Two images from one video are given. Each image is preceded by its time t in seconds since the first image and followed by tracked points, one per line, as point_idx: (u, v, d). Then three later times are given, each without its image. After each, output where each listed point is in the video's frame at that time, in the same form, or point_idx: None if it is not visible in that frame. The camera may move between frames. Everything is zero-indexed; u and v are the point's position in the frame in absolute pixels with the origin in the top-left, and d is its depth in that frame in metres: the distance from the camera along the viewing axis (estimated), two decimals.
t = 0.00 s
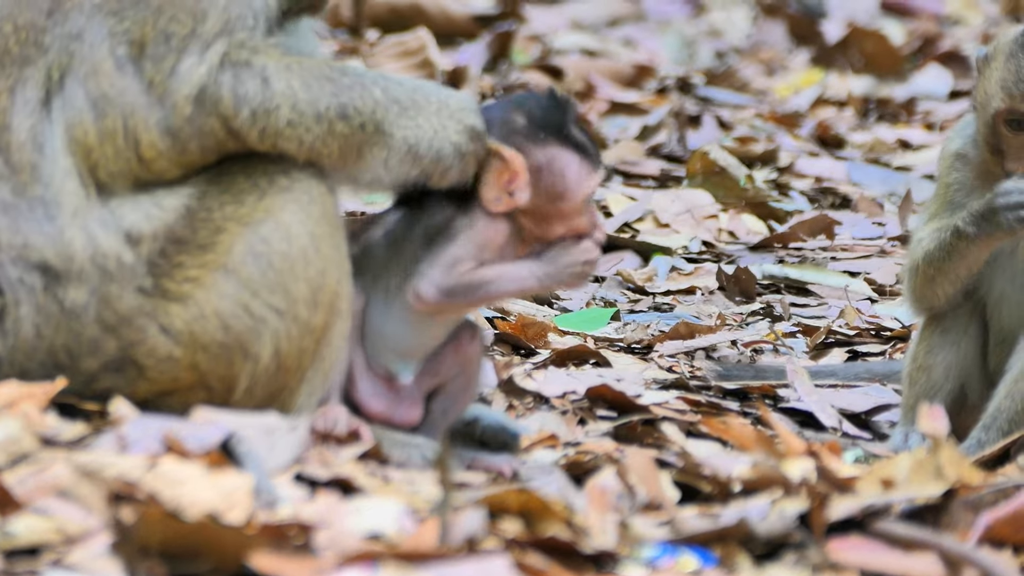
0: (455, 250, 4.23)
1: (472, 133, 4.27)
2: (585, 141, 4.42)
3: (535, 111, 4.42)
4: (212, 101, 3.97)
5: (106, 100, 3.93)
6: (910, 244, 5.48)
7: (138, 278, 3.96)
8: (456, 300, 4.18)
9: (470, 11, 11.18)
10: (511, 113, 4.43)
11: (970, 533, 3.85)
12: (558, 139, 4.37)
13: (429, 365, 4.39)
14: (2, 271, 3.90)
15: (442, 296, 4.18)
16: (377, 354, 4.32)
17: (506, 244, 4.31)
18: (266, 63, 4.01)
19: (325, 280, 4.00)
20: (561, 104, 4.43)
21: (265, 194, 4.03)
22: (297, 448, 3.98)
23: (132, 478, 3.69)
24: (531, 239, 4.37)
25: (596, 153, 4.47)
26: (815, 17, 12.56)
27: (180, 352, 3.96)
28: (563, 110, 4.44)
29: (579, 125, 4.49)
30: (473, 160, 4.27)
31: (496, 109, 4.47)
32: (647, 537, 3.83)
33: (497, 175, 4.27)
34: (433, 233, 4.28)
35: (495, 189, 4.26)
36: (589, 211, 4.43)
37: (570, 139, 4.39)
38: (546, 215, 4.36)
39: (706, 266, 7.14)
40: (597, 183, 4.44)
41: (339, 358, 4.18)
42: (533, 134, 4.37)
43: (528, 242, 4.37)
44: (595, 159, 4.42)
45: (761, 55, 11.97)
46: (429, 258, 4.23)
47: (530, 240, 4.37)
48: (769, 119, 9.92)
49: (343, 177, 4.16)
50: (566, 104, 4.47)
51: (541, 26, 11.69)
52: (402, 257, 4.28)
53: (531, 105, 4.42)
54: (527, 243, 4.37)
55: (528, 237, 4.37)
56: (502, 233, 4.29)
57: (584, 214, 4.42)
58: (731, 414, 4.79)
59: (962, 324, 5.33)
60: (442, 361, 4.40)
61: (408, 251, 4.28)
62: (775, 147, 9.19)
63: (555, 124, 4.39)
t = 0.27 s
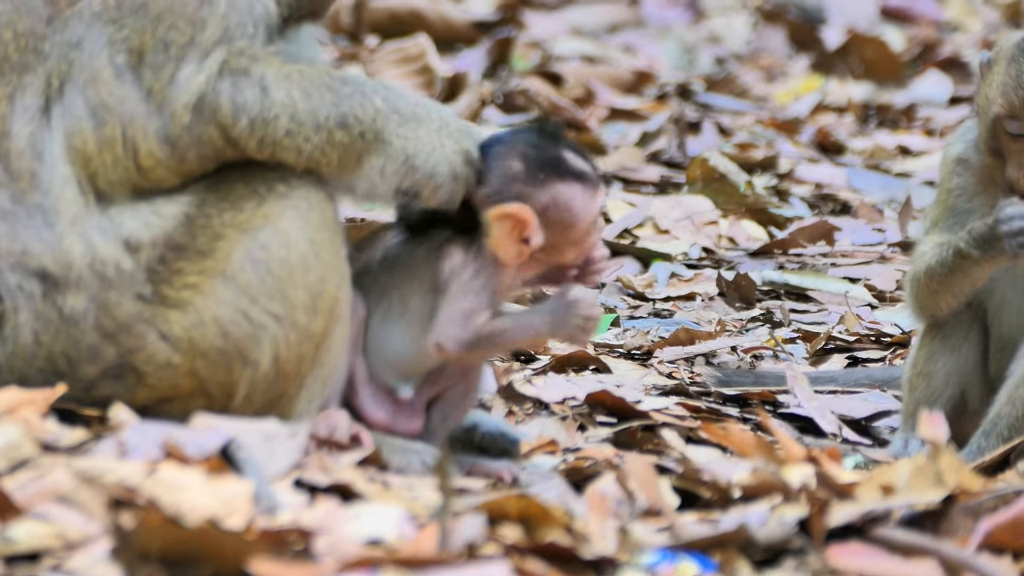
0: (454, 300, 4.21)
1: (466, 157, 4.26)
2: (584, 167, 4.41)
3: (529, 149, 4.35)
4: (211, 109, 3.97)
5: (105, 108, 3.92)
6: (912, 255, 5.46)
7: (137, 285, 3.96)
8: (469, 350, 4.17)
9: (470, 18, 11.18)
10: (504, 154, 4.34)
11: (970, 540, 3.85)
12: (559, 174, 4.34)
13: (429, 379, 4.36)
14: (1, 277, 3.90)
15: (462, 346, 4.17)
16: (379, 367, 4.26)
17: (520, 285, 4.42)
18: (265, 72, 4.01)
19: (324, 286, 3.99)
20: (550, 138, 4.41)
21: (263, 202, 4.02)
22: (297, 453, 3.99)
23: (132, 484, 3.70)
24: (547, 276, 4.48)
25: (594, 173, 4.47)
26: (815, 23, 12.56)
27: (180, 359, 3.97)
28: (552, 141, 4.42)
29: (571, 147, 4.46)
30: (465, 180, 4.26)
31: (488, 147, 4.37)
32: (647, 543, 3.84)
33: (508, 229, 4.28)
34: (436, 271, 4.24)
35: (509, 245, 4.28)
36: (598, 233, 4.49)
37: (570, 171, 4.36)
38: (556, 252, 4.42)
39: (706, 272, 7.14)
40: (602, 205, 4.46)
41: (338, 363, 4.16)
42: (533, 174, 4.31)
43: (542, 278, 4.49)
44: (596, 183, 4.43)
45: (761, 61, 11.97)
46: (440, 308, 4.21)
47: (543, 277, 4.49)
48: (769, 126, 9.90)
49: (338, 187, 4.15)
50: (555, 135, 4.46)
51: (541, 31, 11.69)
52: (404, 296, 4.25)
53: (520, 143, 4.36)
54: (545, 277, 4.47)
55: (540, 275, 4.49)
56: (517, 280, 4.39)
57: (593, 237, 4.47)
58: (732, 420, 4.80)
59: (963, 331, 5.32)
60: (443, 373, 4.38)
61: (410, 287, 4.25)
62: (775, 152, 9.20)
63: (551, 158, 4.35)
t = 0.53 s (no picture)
0: (483, 385, 4.14)
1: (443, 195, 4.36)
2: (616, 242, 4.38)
3: (568, 230, 4.27)
4: (211, 121, 3.95)
5: (104, 121, 3.89)
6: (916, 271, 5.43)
7: (138, 296, 3.96)
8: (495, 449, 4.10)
9: (472, 26, 11.16)
10: (544, 238, 4.24)
11: (972, 545, 3.85)
12: (601, 257, 4.30)
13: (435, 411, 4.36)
14: (1, 289, 3.85)
15: (477, 438, 4.11)
16: (384, 395, 4.29)
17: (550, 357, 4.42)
18: (267, 84, 4.01)
19: (325, 294, 4.02)
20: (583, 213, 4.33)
21: (263, 211, 4.03)
22: (299, 461, 4.00)
23: (134, 492, 3.70)
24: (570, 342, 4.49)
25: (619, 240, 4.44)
26: (816, 30, 12.56)
27: (181, 369, 3.97)
28: (586, 216, 4.35)
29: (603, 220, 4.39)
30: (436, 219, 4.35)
31: (524, 226, 4.27)
32: (648, 550, 3.84)
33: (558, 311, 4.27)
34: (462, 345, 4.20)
35: (558, 328, 4.29)
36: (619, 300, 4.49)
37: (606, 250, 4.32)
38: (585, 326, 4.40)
39: (708, 280, 7.14)
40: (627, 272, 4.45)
41: (339, 372, 4.19)
42: (576, 259, 4.25)
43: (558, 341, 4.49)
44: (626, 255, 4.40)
45: (762, 68, 11.97)
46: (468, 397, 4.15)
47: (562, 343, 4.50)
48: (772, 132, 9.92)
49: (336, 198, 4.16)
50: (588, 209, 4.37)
51: (542, 37, 11.66)
52: (420, 356, 4.23)
53: (556, 223, 4.26)
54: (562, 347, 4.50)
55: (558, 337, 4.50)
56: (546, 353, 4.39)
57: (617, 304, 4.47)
58: (733, 426, 4.78)
59: (966, 338, 5.31)
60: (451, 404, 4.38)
61: (428, 349, 4.21)
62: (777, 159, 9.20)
63: (591, 240, 4.28)
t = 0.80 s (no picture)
0: (500, 394, 4.23)
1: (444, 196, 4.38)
2: (650, 267, 4.22)
3: (591, 232, 4.20)
4: (220, 128, 3.95)
5: (112, 129, 3.88)
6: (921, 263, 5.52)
7: (147, 302, 3.96)
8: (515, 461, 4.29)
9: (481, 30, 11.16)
10: (567, 231, 4.21)
11: (982, 548, 3.86)
12: (608, 268, 4.17)
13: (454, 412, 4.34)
14: (12, 295, 3.91)
15: (498, 449, 4.28)
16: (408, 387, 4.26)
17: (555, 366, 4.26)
18: (276, 91, 4.01)
19: (333, 298, 4.03)
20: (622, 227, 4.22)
21: (270, 216, 4.05)
22: (309, 464, 3.98)
23: (144, 496, 3.71)
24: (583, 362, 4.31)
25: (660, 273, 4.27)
26: (824, 34, 12.54)
27: (189, 374, 3.98)
28: (625, 232, 4.23)
29: (642, 243, 4.27)
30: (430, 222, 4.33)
31: (553, 220, 4.26)
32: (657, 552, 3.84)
33: (552, 302, 4.15)
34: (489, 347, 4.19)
35: (549, 321, 4.16)
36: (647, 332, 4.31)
37: (627, 264, 4.19)
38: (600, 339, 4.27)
39: (717, 283, 7.12)
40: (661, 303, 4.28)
41: (349, 377, 4.18)
42: (587, 259, 4.16)
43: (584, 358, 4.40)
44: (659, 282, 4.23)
45: (771, 70, 11.97)
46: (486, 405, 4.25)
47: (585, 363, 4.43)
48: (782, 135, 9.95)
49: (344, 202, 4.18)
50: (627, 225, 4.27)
51: (551, 41, 11.67)
52: (443, 359, 4.20)
53: (585, 224, 4.20)
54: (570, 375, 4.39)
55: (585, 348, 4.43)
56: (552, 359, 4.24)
57: (639, 333, 4.28)
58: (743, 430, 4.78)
59: (975, 339, 5.35)
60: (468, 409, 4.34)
61: (453, 352, 4.19)
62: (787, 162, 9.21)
63: (612, 247, 4.18)
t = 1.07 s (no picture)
0: (498, 308, 4.33)
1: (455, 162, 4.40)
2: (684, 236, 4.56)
3: (639, 187, 4.52)
4: (243, 95, 3.94)
5: (134, 96, 3.89)
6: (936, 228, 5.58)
7: (168, 267, 3.96)
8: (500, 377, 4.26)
9: None
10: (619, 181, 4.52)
11: (999, 514, 3.86)
12: (643, 227, 4.48)
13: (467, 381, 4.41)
14: (34, 261, 3.93)
15: (478, 353, 4.27)
16: (423, 355, 4.34)
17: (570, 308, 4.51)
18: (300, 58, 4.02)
19: (352, 264, 4.07)
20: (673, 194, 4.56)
21: (291, 182, 4.05)
22: (327, 432, 3.99)
23: (161, 465, 3.71)
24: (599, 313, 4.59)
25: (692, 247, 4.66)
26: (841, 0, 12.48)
27: (209, 340, 3.99)
28: (671, 198, 4.57)
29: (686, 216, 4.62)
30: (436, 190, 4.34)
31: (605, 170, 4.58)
32: (675, 519, 3.86)
33: (584, 239, 4.44)
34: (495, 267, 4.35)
35: (577, 257, 4.43)
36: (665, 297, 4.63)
37: (665, 228, 4.50)
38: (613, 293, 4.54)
39: (734, 249, 7.11)
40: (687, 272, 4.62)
41: (365, 342, 4.24)
42: (630, 211, 4.48)
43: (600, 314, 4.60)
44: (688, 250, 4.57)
45: (787, 39, 11.95)
46: (478, 310, 4.32)
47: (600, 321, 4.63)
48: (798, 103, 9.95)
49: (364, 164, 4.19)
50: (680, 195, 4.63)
51: (567, 12, 11.67)
52: (454, 294, 4.31)
53: (636, 181, 4.53)
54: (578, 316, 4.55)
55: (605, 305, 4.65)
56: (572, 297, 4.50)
57: (654, 298, 4.61)
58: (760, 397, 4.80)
59: (993, 307, 5.35)
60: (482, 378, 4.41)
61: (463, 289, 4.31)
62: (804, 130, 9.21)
63: (655, 206, 4.50)
